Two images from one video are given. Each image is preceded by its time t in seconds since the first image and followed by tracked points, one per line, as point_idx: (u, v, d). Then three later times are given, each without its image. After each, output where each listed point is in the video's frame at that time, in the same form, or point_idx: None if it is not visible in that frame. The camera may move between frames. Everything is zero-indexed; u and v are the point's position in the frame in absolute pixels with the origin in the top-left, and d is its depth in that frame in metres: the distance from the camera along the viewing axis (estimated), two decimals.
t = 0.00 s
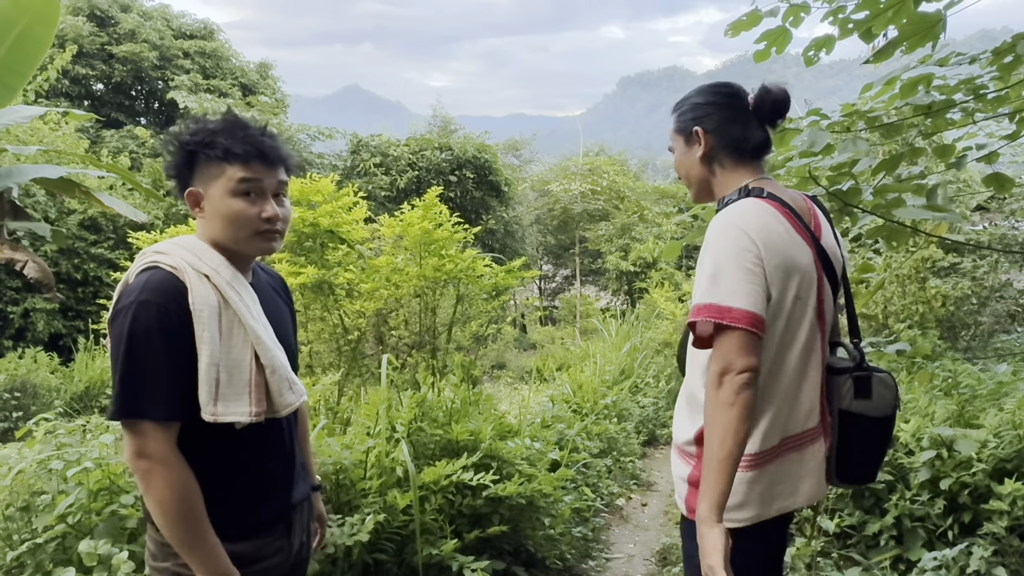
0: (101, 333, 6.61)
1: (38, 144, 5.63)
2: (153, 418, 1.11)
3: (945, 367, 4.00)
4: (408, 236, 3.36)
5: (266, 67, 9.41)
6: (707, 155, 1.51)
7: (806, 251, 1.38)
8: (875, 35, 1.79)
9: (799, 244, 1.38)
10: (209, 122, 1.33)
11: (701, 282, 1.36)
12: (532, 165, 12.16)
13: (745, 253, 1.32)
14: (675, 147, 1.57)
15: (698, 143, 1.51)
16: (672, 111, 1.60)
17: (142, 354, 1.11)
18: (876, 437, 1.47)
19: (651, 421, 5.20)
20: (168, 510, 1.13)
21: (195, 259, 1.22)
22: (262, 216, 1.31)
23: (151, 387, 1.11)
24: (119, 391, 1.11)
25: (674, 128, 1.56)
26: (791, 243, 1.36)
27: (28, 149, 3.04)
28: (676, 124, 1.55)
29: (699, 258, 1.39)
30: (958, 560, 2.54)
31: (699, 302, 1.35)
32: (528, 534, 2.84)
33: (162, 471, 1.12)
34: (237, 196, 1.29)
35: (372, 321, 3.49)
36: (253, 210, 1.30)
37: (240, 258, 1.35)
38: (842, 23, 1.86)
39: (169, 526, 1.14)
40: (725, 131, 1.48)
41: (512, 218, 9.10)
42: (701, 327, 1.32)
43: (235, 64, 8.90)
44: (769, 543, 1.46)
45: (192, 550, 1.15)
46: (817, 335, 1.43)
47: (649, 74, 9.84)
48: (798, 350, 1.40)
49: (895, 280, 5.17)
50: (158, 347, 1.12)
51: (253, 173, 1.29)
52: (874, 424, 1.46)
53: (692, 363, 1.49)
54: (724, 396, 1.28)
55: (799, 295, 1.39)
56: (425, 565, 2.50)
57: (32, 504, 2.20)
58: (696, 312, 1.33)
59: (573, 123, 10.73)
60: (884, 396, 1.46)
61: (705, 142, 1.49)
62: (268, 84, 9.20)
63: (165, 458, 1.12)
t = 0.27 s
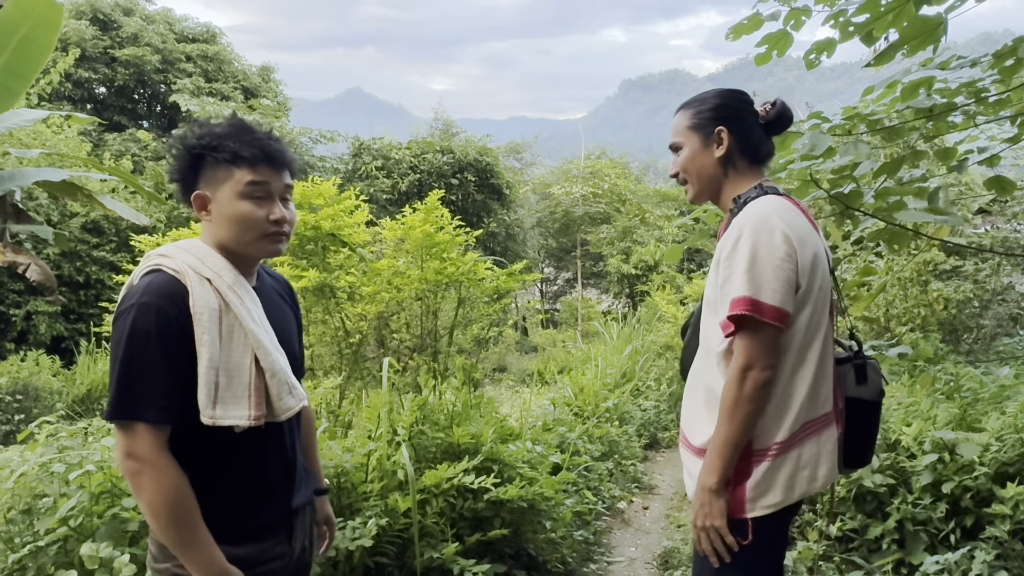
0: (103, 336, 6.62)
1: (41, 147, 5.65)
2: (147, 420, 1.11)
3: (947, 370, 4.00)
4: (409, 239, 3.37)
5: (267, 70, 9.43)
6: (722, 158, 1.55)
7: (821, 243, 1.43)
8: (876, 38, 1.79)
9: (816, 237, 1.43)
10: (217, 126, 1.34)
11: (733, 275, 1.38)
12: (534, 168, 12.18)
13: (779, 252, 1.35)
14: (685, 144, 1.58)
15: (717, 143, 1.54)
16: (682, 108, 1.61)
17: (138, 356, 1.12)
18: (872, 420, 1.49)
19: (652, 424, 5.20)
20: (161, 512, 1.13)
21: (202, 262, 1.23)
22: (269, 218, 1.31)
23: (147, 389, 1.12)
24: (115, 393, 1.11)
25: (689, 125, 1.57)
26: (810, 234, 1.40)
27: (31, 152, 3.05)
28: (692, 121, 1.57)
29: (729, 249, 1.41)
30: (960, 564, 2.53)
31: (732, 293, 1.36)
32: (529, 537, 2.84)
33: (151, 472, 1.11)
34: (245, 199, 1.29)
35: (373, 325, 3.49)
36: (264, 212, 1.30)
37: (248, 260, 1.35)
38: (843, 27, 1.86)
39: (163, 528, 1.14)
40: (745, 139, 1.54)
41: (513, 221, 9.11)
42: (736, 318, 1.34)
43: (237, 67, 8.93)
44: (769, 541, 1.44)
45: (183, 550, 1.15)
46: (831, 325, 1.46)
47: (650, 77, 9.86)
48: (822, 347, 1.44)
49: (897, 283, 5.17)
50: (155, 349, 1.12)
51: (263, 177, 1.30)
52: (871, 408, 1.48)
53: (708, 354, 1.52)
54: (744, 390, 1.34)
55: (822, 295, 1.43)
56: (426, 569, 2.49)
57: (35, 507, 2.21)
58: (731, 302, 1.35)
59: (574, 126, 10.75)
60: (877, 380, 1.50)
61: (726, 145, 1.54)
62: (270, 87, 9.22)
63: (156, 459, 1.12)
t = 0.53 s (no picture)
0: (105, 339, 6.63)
1: (44, 150, 5.67)
2: (144, 422, 1.11)
3: (950, 373, 3.99)
4: (411, 242, 3.37)
5: (270, 73, 9.45)
6: (738, 157, 1.55)
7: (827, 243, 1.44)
8: (877, 40, 1.80)
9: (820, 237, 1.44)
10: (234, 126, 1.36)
11: (742, 270, 1.37)
12: (535, 171, 12.19)
13: (792, 250, 1.35)
14: (703, 137, 1.56)
15: (736, 141, 1.53)
16: (703, 102, 1.60)
17: (135, 357, 1.12)
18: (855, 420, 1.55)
19: (654, 427, 5.19)
20: (157, 513, 1.12)
21: (204, 263, 1.23)
22: (293, 218, 1.35)
23: (144, 391, 1.12)
24: (113, 394, 1.12)
25: (709, 119, 1.56)
26: (816, 234, 1.41)
27: (34, 154, 3.06)
28: (712, 116, 1.56)
29: (740, 244, 1.40)
30: (963, 567, 2.53)
31: (742, 287, 1.35)
32: (531, 540, 2.83)
33: (146, 471, 1.11)
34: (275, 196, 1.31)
35: (375, 327, 3.49)
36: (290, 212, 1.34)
37: (259, 257, 1.35)
38: (844, 29, 1.87)
39: (160, 529, 1.14)
40: (763, 142, 1.55)
41: (515, 224, 9.12)
42: (747, 313, 1.33)
43: (240, 70, 8.95)
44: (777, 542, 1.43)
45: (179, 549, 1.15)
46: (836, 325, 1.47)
47: (652, 80, 9.87)
48: (830, 349, 1.44)
49: (899, 286, 5.16)
50: (152, 350, 1.12)
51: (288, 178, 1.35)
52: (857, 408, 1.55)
53: (713, 349, 1.51)
54: (747, 386, 1.33)
55: (828, 297, 1.44)
56: (428, 571, 2.48)
57: (36, 509, 2.21)
58: (742, 297, 1.34)
59: (576, 129, 10.76)
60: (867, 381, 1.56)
61: (744, 144, 1.53)
62: (273, 90, 9.24)
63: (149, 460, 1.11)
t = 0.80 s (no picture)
0: (106, 342, 6.63)
1: (46, 153, 5.68)
2: (160, 425, 1.11)
3: (952, 376, 3.98)
4: (412, 245, 3.37)
5: (271, 77, 9.47)
6: (759, 154, 1.54)
7: (834, 254, 1.43)
8: (878, 44, 1.80)
9: (827, 247, 1.42)
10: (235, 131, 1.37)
11: (743, 280, 1.37)
12: (536, 174, 12.20)
13: (797, 262, 1.34)
14: (730, 126, 1.54)
15: (763, 138, 1.53)
16: (736, 90, 1.58)
17: (148, 360, 1.11)
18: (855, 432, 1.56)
19: (655, 430, 5.18)
20: (174, 516, 1.12)
21: (207, 268, 1.23)
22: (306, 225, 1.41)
23: (159, 394, 1.12)
24: (126, 398, 1.11)
25: (741, 109, 1.54)
26: (823, 245, 1.40)
27: (36, 158, 3.06)
28: (744, 106, 1.54)
29: (745, 253, 1.39)
30: (966, 571, 2.52)
31: (743, 299, 1.34)
32: (532, 544, 2.81)
33: (168, 473, 1.11)
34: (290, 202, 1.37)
35: (376, 330, 3.50)
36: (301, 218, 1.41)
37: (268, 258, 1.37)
38: (845, 32, 1.86)
39: (175, 532, 1.13)
40: (784, 147, 1.56)
41: (516, 227, 9.13)
42: (746, 325, 1.32)
43: (241, 74, 8.97)
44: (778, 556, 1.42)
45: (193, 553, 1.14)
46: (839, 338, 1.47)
47: (653, 83, 9.89)
48: (832, 361, 1.43)
49: (900, 289, 5.16)
50: (166, 353, 1.13)
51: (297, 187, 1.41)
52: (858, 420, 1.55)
53: (712, 354, 1.51)
54: (738, 398, 1.34)
55: (832, 311, 1.43)
56: None
57: (37, 512, 2.20)
58: (742, 308, 1.33)
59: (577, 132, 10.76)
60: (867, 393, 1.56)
61: (769, 144, 1.53)
62: (274, 94, 9.26)
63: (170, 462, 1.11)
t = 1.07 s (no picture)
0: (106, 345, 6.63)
1: (47, 157, 5.69)
2: (158, 426, 1.11)
3: (953, 379, 3.98)
4: (413, 248, 3.37)
5: (272, 80, 9.49)
6: (763, 157, 1.54)
7: (839, 266, 1.41)
8: (878, 47, 1.79)
9: (833, 258, 1.40)
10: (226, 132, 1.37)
11: (747, 299, 1.34)
12: (537, 177, 12.21)
13: (803, 277, 1.31)
14: (736, 126, 1.53)
15: (768, 141, 1.52)
16: (743, 88, 1.56)
17: (145, 361, 1.11)
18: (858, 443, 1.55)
19: (656, 433, 5.17)
20: (172, 519, 1.12)
21: (205, 274, 1.22)
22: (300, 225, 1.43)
23: (156, 396, 1.11)
24: (123, 398, 1.11)
25: (748, 109, 1.53)
26: (830, 258, 1.38)
27: (38, 161, 3.07)
28: (752, 106, 1.53)
29: (748, 266, 1.36)
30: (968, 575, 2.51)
31: (749, 317, 1.31)
32: (533, 548, 2.81)
33: (165, 475, 1.11)
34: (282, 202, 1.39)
35: (376, 333, 3.49)
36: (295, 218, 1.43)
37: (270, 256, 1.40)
38: (845, 35, 1.86)
39: (173, 535, 1.13)
40: (787, 151, 1.56)
41: (516, 230, 9.14)
42: (752, 344, 1.29)
43: (242, 77, 8.98)
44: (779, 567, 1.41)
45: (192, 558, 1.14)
46: (844, 352, 1.46)
47: (653, 86, 9.90)
48: (837, 376, 1.43)
49: (901, 292, 5.16)
50: (163, 354, 1.12)
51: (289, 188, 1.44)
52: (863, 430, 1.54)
53: (715, 370, 1.48)
54: (745, 420, 1.31)
55: (838, 326, 1.42)
56: None
57: (37, 516, 2.19)
58: (748, 327, 1.30)
59: (577, 135, 10.77)
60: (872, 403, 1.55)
61: (774, 146, 1.53)
62: (275, 97, 9.27)
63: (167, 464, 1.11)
